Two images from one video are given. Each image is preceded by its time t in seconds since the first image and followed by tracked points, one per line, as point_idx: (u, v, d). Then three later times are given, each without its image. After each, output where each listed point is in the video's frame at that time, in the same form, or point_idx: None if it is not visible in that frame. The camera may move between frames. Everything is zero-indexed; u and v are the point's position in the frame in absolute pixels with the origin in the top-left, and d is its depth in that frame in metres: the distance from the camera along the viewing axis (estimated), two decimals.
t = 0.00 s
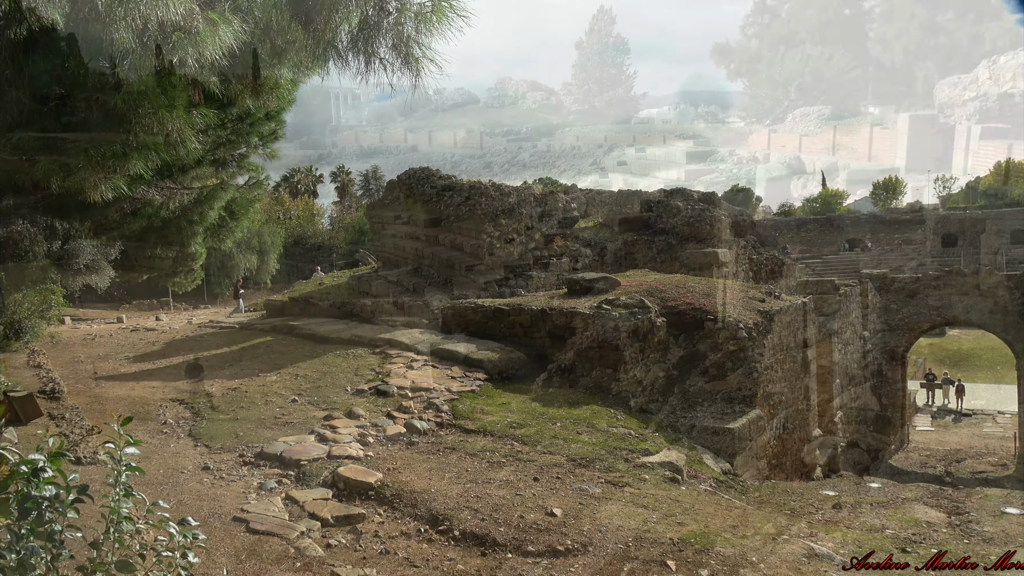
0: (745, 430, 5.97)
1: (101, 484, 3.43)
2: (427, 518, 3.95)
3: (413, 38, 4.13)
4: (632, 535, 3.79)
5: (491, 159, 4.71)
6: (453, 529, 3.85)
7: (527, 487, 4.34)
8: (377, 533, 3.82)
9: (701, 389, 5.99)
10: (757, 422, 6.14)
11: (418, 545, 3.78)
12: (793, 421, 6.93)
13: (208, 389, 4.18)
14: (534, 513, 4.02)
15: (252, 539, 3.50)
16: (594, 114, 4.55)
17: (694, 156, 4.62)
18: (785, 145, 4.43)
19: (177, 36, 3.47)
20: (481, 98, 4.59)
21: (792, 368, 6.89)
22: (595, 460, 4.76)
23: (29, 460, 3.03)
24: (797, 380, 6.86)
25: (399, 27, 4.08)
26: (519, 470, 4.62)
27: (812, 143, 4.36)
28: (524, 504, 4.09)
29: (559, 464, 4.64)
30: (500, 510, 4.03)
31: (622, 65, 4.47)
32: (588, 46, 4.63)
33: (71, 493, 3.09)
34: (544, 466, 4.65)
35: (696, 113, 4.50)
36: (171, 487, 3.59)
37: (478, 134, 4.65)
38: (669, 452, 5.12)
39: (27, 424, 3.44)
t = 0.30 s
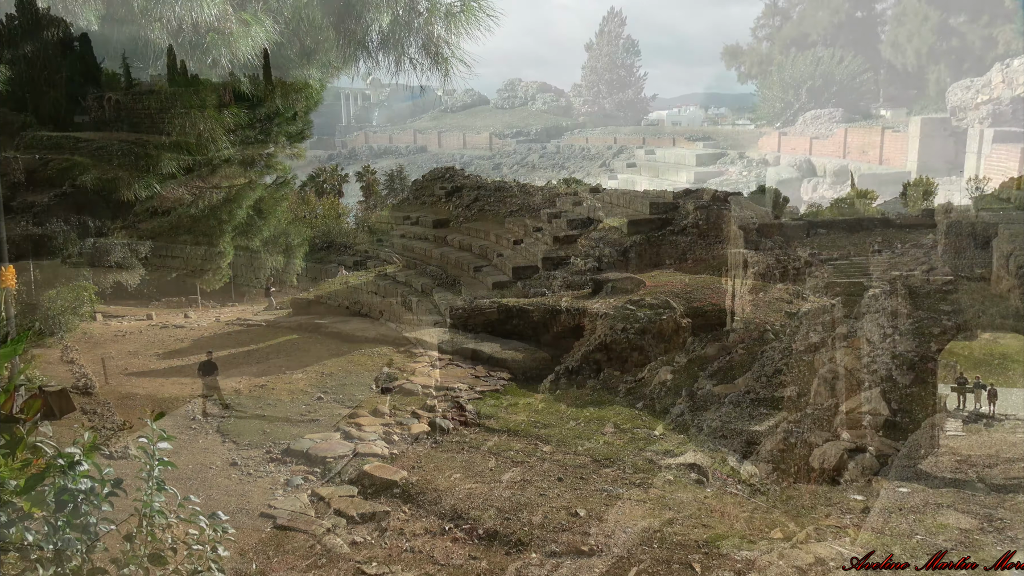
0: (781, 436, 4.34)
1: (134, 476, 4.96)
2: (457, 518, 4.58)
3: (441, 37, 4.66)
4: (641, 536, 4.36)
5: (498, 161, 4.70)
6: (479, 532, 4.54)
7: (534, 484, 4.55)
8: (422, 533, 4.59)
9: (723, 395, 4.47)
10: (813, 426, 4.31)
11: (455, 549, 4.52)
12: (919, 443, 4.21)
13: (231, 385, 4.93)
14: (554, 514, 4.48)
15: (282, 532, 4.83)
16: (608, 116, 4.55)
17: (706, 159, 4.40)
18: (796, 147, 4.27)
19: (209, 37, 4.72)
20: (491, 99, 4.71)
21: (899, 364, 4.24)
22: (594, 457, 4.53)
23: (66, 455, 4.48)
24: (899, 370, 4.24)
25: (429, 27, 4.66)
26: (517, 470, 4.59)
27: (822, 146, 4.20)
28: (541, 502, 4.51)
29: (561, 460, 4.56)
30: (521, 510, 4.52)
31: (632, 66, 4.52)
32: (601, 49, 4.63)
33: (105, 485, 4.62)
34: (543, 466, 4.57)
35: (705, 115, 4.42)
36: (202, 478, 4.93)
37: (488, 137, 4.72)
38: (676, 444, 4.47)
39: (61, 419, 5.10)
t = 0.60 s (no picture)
0: (788, 438, 4.29)
1: (169, 476, 5.15)
2: (472, 515, 4.61)
3: (470, 38, 4.94)
4: (648, 536, 4.31)
5: (506, 161, 4.82)
6: (489, 534, 4.53)
7: (540, 485, 4.57)
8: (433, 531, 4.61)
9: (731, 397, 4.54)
10: (821, 428, 4.25)
11: (462, 548, 4.53)
12: (929, 448, 4.09)
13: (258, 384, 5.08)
14: (562, 514, 4.44)
15: (309, 530, 4.88)
16: (614, 116, 4.60)
17: (714, 160, 4.46)
18: (806, 148, 4.31)
19: (241, 41, 5.04)
20: (498, 100, 4.82)
21: (910, 368, 4.16)
22: (601, 458, 4.58)
23: (107, 456, 5.26)
24: (907, 375, 4.16)
25: (459, 28, 4.96)
26: (524, 472, 4.64)
27: (831, 147, 4.26)
28: (549, 502, 4.50)
29: (569, 462, 4.60)
30: (526, 511, 4.52)
31: (641, 67, 4.52)
32: (608, 47, 4.61)
33: (142, 485, 5.18)
34: (551, 467, 4.62)
35: (713, 117, 4.48)
36: (235, 477, 5.05)
37: (493, 136, 4.82)
38: (683, 443, 4.51)
39: (99, 418, 5.34)
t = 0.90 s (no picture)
0: (813, 444, 3.74)
1: (205, 476, 6.69)
2: (498, 514, 4.61)
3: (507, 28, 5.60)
4: (668, 542, 3.38)
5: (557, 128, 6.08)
6: (507, 535, 4.25)
7: (560, 486, 4.66)
8: (457, 529, 4.65)
9: (752, 401, 4.83)
10: (846, 435, 3.80)
11: (480, 550, 4.21)
12: (961, 454, 3.10)
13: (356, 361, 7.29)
14: (579, 514, 4.19)
15: (339, 548, 5.28)
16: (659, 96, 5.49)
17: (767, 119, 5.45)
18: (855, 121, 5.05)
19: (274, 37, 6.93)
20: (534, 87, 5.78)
21: (936, 375, 4.00)
22: (623, 464, 4.72)
23: (144, 461, 6.54)
24: (936, 380, 3.98)
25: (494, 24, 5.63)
26: (549, 475, 4.99)
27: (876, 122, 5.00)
28: (569, 503, 4.36)
29: (591, 464, 4.89)
30: (546, 512, 4.34)
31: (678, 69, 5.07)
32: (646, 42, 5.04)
33: (176, 483, 6.47)
34: (573, 471, 4.88)
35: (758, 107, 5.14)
36: (266, 484, 6.81)
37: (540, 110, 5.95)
38: (704, 448, 4.40)
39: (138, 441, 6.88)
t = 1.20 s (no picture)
0: (833, 449, 3.68)
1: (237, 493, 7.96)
2: (514, 517, 4.61)
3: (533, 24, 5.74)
4: (685, 547, 3.34)
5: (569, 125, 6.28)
6: (523, 538, 4.23)
7: (576, 489, 4.64)
8: (473, 530, 4.67)
9: (771, 404, 4.81)
10: (866, 441, 3.75)
11: (496, 552, 4.19)
12: (984, 461, 3.06)
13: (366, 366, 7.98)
14: (595, 517, 4.18)
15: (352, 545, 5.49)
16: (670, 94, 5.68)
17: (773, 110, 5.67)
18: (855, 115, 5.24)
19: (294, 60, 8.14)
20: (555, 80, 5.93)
21: (958, 380, 3.95)
22: (640, 467, 4.70)
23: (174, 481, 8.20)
24: (958, 386, 3.93)
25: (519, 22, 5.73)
26: (565, 478, 4.99)
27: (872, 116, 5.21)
28: (585, 506, 4.34)
29: (607, 467, 4.88)
30: (562, 514, 4.35)
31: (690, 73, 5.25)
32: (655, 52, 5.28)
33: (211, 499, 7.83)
34: (589, 474, 4.88)
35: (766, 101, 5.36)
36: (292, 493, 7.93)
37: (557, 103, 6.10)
38: (722, 451, 4.39)
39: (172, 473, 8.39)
